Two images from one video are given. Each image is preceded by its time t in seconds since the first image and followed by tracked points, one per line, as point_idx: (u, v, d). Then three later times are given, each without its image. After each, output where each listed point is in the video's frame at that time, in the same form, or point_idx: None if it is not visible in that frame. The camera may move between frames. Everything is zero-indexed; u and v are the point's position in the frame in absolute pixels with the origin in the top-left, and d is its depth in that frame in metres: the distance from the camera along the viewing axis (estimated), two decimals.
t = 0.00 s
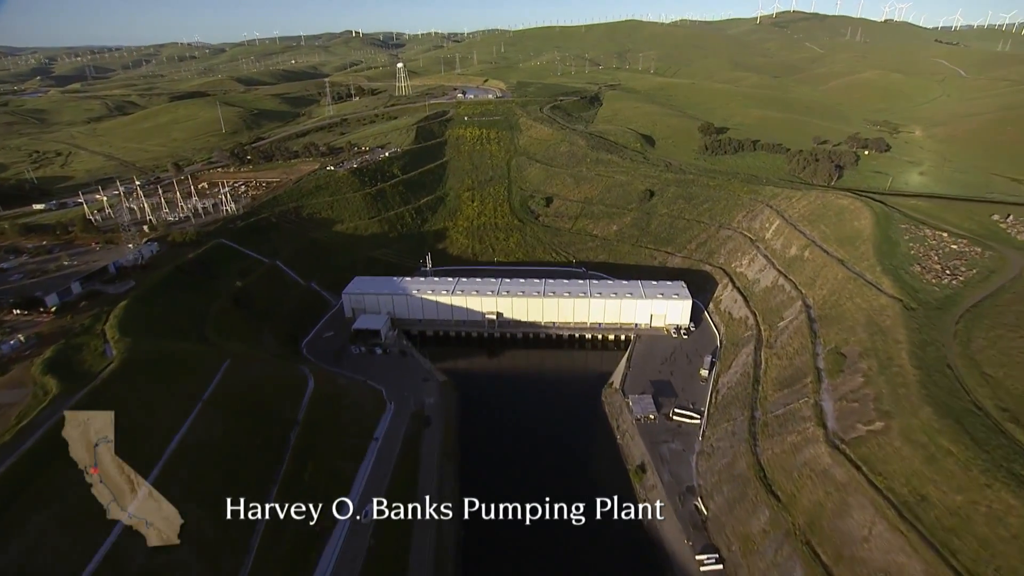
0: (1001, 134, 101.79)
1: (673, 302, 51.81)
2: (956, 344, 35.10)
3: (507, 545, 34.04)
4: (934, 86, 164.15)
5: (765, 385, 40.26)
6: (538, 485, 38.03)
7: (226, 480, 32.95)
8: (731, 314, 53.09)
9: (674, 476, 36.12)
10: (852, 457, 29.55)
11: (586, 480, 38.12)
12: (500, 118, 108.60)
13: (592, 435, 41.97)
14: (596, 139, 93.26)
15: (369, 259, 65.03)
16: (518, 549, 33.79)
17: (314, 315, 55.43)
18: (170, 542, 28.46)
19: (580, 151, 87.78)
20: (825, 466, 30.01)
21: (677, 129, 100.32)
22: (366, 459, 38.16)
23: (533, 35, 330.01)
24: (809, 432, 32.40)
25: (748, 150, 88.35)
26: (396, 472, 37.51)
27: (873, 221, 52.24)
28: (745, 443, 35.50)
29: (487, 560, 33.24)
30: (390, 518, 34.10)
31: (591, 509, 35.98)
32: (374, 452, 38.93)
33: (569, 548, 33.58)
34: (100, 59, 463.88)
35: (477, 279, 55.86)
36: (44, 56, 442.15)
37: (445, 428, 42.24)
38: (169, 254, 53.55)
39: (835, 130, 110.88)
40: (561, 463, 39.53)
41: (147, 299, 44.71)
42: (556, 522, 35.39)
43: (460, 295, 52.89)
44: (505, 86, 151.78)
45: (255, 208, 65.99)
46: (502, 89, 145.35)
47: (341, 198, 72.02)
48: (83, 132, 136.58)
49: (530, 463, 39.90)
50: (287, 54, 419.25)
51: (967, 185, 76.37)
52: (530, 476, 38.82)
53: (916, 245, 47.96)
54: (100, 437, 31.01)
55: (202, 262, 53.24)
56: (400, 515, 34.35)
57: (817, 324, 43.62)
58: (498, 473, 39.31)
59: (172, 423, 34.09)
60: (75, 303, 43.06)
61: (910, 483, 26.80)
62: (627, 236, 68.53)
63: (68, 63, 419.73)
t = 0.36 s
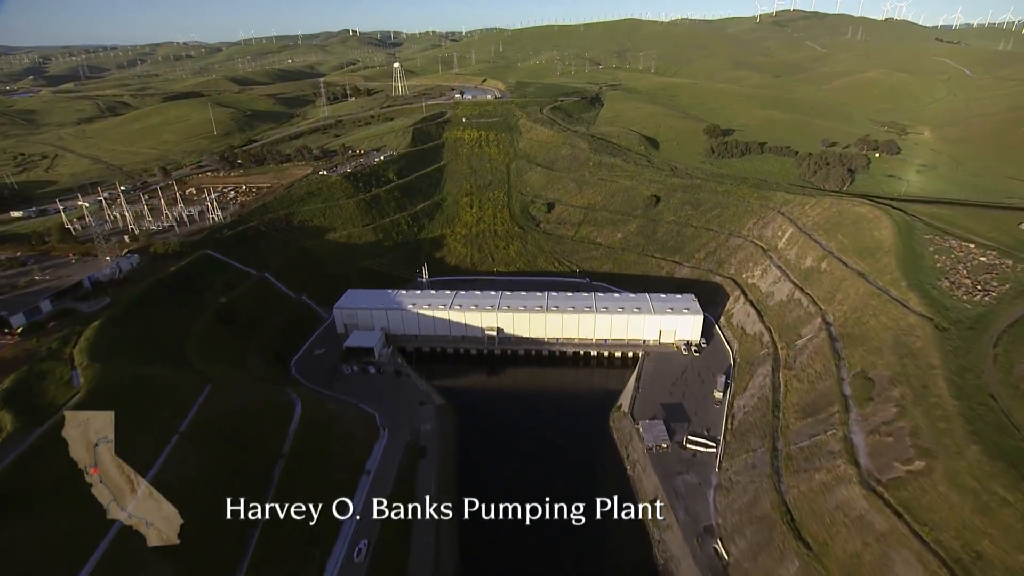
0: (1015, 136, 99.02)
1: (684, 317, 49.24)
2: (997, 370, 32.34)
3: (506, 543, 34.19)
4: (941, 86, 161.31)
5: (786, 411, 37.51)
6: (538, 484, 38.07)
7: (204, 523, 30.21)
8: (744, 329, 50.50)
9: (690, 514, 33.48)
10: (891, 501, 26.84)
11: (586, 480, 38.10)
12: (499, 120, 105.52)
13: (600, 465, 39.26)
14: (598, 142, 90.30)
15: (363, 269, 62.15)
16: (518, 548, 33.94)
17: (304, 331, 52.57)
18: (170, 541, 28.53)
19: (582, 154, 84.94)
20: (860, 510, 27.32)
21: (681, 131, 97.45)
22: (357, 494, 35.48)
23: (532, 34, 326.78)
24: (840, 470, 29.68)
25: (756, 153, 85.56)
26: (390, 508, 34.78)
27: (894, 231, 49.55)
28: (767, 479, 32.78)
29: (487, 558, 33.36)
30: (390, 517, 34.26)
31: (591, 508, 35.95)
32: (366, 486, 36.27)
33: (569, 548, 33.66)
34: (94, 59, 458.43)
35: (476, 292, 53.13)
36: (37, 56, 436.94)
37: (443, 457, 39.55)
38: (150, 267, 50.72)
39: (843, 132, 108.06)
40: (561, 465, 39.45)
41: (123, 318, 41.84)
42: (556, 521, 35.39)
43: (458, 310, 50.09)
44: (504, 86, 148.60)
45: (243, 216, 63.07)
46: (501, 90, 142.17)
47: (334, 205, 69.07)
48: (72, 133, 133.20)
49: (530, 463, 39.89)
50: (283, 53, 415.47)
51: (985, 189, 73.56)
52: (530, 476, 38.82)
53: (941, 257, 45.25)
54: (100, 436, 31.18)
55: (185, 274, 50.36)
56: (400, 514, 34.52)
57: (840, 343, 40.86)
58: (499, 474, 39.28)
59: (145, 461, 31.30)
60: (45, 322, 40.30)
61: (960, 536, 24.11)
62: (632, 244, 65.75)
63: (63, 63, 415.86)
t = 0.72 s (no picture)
0: None
1: (695, 335, 46.69)
2: None
3: (507, 545, 34.19)
4: (948, 87, 158.55)
5: (812, 443, 34.69)
6: (538, 484, 38.09)
7: None
8: (759, 347, 47.85)
9: (710, 559, 30.72)
10: (941, 558, 24.16)
11: (586, 480, 38.34)
12: (498, 122, 102.47)
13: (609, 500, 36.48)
14: (601, 145, 87.50)
15: (357, 282, 59.32)
16: (518, 549, 33.97)
17: (294, 349, 49.76)
18: (170, 542, 28.69)
19: (585, 158, 82.06)
20: (905, 566, 24.67)
21: (687, 134, 94.58)
22: (348, 535, 32.64)
23: (531, 34, 323.99)
24: (879, 517, 26.98)
25: (764, 157, 82.86)
26: (385, 551, 32.06)
27: (919, 243, 46.80)
28: (795, 522, 30.06)
29: (487, 559, 33.40)
30: (390, 517, 34.18)
31: (591, 508, 36.24)
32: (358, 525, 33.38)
33: (569, 548, 33.81)
34: (90, 59, 454.67)
35: (476, 307, 50.45)
36: (31, 56, 432.27)
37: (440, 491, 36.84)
38: (129, 281, 47.81)
39: (853, 135, 105.11)
40: (561, 468, 39.31)
41: (96, 340, 38.97)
42: (556, 521, 35.59)
43: (457, 327, 47.29)
44: (504, 87, 145.51)
45: (231, 225, 60.15)
46: (501, 91, 139.16)
47: (327, 212, 66.13)
48: (60, 135, 129.90)
49: (531, 470, 39.31)
50: (280, 53, 411.99)
51: (1005, 194, 70.69)
52: (529, 476, 38.84)
53: (972, 272, 42.47)
54: (100, 437, 31.40)
55: (167, 289, 47.46)
56: (400, 515, 34.43)
57: (866, 367, 38.07)
58: (499, 477, 38.99)
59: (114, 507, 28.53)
60: (11, 345, 37.41)
61: None
62: (639, 253, 63.04)
63: (58, 62, 412.35)
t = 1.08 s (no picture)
0: None
1: (710, 355, 43.98)
2: None
3: (507, 545, 34.04)
4: (957, 87, 155.69)
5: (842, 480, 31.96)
6: (538, 484, 37.91)
7: None
8: (777, 367, 45.14)
9: None
10: None
11: (586, 480, 38.18)
12: (498, 125, 99.37)
13: (621, 540, 33.78)
14: (605, 149, 84.54)
15: (351, 297, 56.46)
16: (517, 549, 33.88)
17: (283, 370, 46.95)
18: (170, 541, 28.80)
19: (589, 163, 79.12)
20: None
21: (693, 136, 91.66)
22: None
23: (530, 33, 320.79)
24: None
25: (774, 162, 80.09)
26: None
27: (947, 257, 44.08)
28: None
29: (486, 559, 33.28)
30: (390, 517, 34.15)
31: (591, 508, 36.11)
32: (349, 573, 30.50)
33: (568, 547, 33.80)
34: (86, 58, 450.85)
35: (477, 324, 47.78)
36: (27, 57, 428.20)
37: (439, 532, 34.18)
38: (106, 298, 44.86)
39: (863, 138, 102.37)
40: (561, 469, 39.15)
41: (66, 367, 36.08)
42: (556, 522, 35.42)
43: (456, 347, 44.58)
44: (504, 87, 142.30)
45: (219, 235, 57.28)
46: (500, 91, 136.12)
47: (320, 221, 63.20)
48: (49, 138, 126.66)
49: (532, 473, 38.93)
50: (278, 53, 408.30)
51: None
52: (530, 477, 38.67)
53: (1007, 289, 39.77)
54: (101, 438, 32.57)
55: (148, 306, 44.61)
56: (400, 515, 34.34)
57: (897, 392, 35.39)
58: (499, 478, 38.80)
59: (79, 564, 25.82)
60: None
61: None
62: (646, 265, 60.33)
63: (53, 62, 408.71)
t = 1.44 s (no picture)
0: None
1: (726, 378, 41.22)
2: None
3: (507, 547, 34.40)
4: (963, 88, 153.13)
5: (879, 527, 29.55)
6: (538, 485, 38.12)
7: None
8: (796, 390, 42.37)
9: None
10: None
11: (586, 481, 38.47)
12: (498, 128, 96.50)
13: None
14: (609, 153, 81.73)
15: (345, 312, 53.75)
16: (517, 551, 34.18)
17: (272, 393, 44.19)
18: (170, 542, 29.29)
19: (593, 167, 76.36)
20: None
21: (699, 139, 88.83)
22: None
23: (529, 33, 317.77)
24: None
25: (784, 166, 77.34)
26: None
27: (979, 272, 41.40)
28: None
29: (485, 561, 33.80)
30: (390, 518, 34.05)
31: (591, 508, 36.28)
32: None
33: (569, 550, 34.05)
34: (81, 58, 447.07)
35: (477, 344, 45.03)
36: (22, 57, 424.74)
37: None
38: (80, 316, 41.92)
39: (873, 141, 99.74)
40: (561, 470, 39.43)
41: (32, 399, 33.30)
42: (556, 522, 35.60)
43: (455, 370, 41.87)
44: (503, 88, 139.45)
45: (205, 246, 54.39)
46: (500, 92, 133.17)
47: (313, 230, 60.38)
48: (37, 140, 123.42)
49: (532, 476, 38.99)
50: (275, 53, 404.97)
51: None
52: (530, 477, 38.91)
53: None
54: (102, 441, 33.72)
55: (125, 327, 41.70)
56: (400, 515, 34.14)
57: (934, 422, 32.75)
58: (500, 478, 38.98)
59: None
60: None
61: None
62: (654, 276, 57.67)
63: (48, 62, 405.53)
